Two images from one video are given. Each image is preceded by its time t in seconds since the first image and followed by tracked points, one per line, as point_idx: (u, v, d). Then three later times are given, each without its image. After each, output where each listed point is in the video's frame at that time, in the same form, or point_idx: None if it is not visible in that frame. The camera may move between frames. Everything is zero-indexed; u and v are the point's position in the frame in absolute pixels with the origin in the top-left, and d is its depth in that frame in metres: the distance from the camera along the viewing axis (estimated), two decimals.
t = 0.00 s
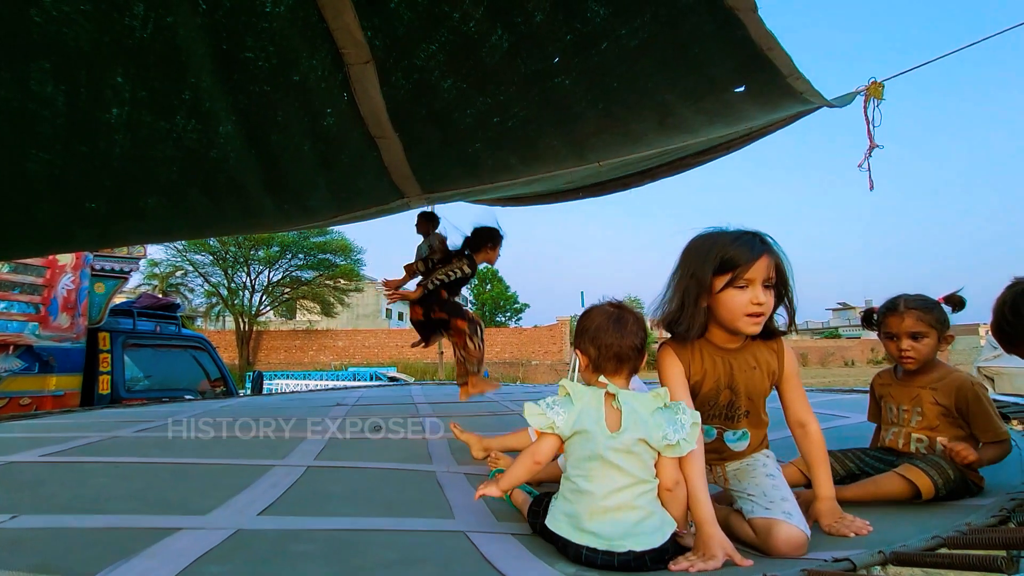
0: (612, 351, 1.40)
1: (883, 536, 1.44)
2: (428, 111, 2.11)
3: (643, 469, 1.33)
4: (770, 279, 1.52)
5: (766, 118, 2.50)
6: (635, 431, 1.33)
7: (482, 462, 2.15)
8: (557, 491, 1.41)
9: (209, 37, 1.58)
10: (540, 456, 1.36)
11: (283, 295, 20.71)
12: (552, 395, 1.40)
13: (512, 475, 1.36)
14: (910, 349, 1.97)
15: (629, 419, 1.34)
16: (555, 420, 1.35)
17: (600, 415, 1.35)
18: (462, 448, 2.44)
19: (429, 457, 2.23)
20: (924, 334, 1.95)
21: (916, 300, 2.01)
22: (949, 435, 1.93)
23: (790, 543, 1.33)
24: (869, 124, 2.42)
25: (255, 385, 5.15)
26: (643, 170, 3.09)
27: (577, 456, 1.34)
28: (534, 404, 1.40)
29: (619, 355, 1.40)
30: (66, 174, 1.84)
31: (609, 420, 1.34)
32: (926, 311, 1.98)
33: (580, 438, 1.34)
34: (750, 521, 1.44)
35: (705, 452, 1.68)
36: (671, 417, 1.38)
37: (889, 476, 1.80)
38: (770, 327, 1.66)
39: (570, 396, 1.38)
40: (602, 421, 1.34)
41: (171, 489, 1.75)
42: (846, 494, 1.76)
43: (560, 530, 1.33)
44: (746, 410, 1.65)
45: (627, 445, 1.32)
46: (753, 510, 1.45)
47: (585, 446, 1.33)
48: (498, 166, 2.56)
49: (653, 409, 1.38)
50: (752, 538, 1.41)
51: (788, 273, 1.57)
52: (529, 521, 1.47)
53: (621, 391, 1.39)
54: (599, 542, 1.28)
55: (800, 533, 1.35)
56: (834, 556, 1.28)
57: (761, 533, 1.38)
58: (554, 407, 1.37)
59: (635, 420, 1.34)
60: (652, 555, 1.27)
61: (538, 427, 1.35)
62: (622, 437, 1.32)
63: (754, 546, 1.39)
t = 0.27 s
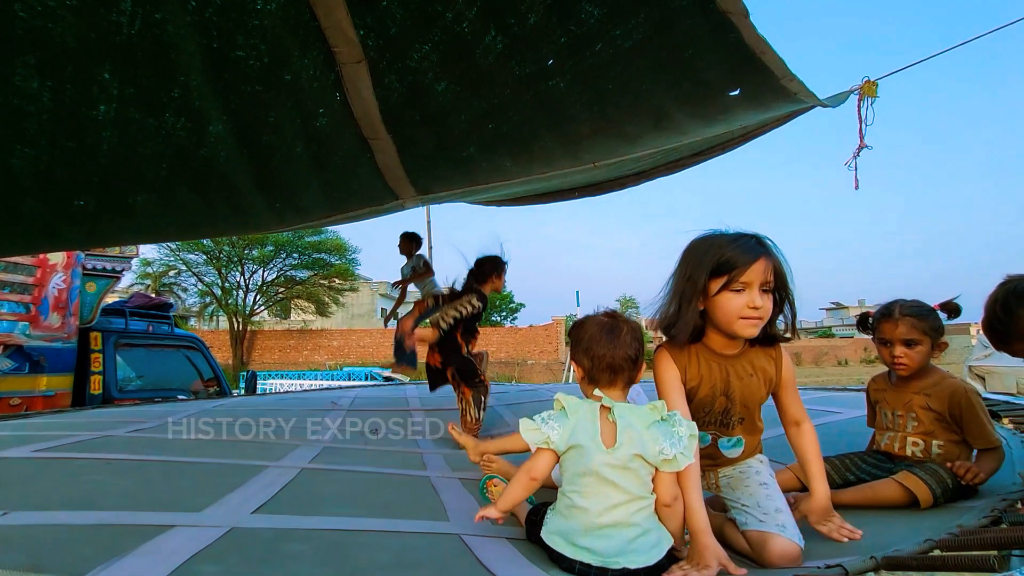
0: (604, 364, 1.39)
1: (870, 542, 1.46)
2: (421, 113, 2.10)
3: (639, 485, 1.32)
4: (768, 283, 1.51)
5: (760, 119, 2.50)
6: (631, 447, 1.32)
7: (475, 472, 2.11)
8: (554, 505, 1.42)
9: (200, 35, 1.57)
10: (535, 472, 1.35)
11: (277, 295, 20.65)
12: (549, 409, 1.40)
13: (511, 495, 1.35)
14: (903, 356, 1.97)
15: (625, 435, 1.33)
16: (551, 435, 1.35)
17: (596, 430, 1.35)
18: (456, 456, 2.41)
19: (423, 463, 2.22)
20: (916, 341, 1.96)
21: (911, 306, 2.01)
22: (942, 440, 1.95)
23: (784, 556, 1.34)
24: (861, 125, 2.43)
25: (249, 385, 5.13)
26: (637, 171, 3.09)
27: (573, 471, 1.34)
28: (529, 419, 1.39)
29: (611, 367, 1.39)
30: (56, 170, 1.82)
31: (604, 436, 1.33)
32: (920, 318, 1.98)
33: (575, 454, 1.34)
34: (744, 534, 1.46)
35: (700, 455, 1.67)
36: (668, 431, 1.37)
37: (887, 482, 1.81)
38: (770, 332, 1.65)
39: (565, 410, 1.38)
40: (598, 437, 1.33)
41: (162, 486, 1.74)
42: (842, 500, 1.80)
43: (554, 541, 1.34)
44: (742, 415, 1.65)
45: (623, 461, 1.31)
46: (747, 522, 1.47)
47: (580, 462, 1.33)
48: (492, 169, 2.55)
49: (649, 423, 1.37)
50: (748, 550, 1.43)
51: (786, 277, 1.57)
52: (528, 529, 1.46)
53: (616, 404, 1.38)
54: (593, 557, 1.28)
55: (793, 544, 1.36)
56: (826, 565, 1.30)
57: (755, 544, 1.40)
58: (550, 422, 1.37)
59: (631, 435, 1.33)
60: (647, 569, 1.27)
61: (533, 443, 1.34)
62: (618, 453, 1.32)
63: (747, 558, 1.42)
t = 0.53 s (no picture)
0: (601, 360, 1.38)
1: (856, 541, 1.50)
2: (417, 116, 2.09)
3: (636, 483, 1.32)
4: (763, 287, 1.51)
5: (755, 120, 2.50)
6: (628, 446, 1.32)
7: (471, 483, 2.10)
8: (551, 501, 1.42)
9: (192, 32, 1.56)
10: (535, 470, 1.35)
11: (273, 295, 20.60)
12: (546, 406, 1.40)
13: (512, 496, 1.35)
14: (898, 355, 1.98)
15: (621, 433, 1.33)
16: (548, 433, 1.34)
17: (593, 428, 1.35)
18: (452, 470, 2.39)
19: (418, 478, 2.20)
20: (913, 341, 1.96)
21: (909, 305, 2.00)
22: (937, 438, 1.95)
23: (777, 557, 1.37)
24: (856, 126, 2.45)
25: (244, 385, 5.11)
26: (634, 173, 3.09)
27: (570, 469, 1.34)
28: (527, 417, 1.38)
29: (608, 363, 1.38)
30: (50, 170, 1.81)
31: (601, 434, 1.33)
32: (918, 318, 1.98)
33: (572, 451, 1.33)
34: (737, 535, 1.47)
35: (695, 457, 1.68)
36: (665, 428, 1.36)
37: (878, 478, 1.83)
38: (768, 336, 1.64)
39: (562, 407, 1.38)
40: (595, 436, 1.33)
41: (155, 506, 1.72)
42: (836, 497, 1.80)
43: (550, 539, 1.35)
44: (737, 417, 1.65)
45: (619, 460, 1.31)
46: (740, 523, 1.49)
47: (577, 460, 1.33)
48: (489, 172, 2.54)
49: (646, 421, 1.36)
50: (741, 552, 1.45)
51: (782, 279, 1.56)
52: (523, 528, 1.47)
53: (613, 401, 1.38)
54: (589, 553, 1.29)
55: (786, 546, 1.38)
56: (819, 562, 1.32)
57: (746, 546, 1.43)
58: (547, 419, 1.37)
59: (628, 433, 1.33)
60: (643, 565, 1.28)
61: (530, 440, 1.35)
62: (614, 452, 1.31)
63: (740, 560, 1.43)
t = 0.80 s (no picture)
0: (597, 356, 1.38)
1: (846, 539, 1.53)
2: (413, 115, 2.08)
3: (630, 480, 1.33)
4: (757, 287, 1.50)
5: (751, 121, 2.50)
6: (624, 443, 1.32)
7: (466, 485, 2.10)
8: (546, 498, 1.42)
9: (182, 26, 1.55)
10: (532, 468, 1.34)
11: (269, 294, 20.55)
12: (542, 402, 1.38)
13: (510, 491, 1.33)
14: (895, 352, 1.99)
15: (618, 431, 1.33)
16: (544, 430, 1.33)
17: (589, 425, 1.34)
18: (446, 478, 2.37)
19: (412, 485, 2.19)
20: (910, 337, 1.97)
21: (907, 303, 2.01)
22: (929, 437, 1.96)
23: (766, 554, 1.39)
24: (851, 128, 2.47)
25: (239, 385, 5.09)
26: (631, 174, 3.09)
27: (565, 465, 1.33)
28: (523, 411, 1.37)
29: (604, 360, 1.38)
30: (40, 169, 1.80)
31: (598, 433, 1.33)
32: (915, 316, 1.99)
33: (568, 448, 1.33)
34: (728, 531, 1.50)
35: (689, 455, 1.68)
36: (661, 426, 1.36)
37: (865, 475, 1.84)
38: (764, 334, 1.63)
39: (559, 404, 1.36)
40: (591, 433, 1.33)
41: (148, 505, 1.71)
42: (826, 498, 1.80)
43: (543, 534, 1.36)
44: (732, 414, 1.66)
45: (616, 458, 1.31)
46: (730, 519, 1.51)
47: (573, 457, 1.33)
48: (485, 172, 2.53)
49: (642, 418, 1.36)
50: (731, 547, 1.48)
51: (777, 278, 1.55)
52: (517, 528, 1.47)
53: (609, 399, 1.38)
54: (581, 549, 1.30)
55: (775, 542, 1.41)
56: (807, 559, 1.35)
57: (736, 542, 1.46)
58: (543, 415, 1.35)
59: (624, 431, 1.33)
60: (633, 560, 1.29)
61: (527, 437, 1.32)
62: (611, 449, 1.31)
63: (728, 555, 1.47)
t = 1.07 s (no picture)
0: (595, 356, 1.37)
1: (841, 535, 1.55)
2: (411, 112, 2.07)
3: (625, 483, 1.32)
4: (753, 289, 1.49)
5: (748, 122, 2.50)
6: (619, 448, 1.31)
7: (463, 489, 2.09)
8: (541, 496, 1.42)
9: (178, 26, 1.54)
10: (527, 468, 1.33)
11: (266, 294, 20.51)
12: (537, 404, 1.37)
13: (505, 491, 1.32)
14: (893, 352, 1.99)
15: (613, 435, 1.32)
16: (540, 432, 1.32)
17: (584, 428, 1.33)
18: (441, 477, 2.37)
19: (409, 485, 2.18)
20: (909, 337, 1.98)
21: (907, 304, 2.02)
22: (921, 437, 1.97)
23: (760, 549, 1.39)
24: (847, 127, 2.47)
25: (237, 386, 5.08)
26: (629, 173, 3.08)
27: (559, 468, 1.32)
28: (518, 413, 1.36)
29: (601, 361, 1.37)
30: (34, 170, 1.79)
31: (593, 436, 1.32)
32: (914, 316, 2.00)
33: (563, 450, 1.32)
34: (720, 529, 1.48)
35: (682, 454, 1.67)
36: (656, 430, 1.35)
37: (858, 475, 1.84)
38: (757, 337, 1.63)
39: (554, 406, 1.35)
40: (586, 436, 1.32)
41: (144, 512, 1.70)
42: (819, 495, 1.80)
43: (538, 535, 1.36)
44: (724, 416, 1.65)
45: (611, 462, 1.31)
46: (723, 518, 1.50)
47: (567, 459, 1.31)
48: (483, 170, 2.52)
49: (637, 422, 1.36)
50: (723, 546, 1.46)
51: (774, 281, 1.54)
52: (512, 531, 1.46)
53: (605, 401, 1.36)
54: (576, 550, 1.30)
55: (768, 537, 1.41)
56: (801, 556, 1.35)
57: (728, 538, 1.44)
58: (539, 416, 1.34)
59: (619, 435, 1.32)
60: (628, 557, 1.30)
61: (522, 438, 1.31)
62: (605, 453, 1.31)
63: (719, 551, 1.45)
